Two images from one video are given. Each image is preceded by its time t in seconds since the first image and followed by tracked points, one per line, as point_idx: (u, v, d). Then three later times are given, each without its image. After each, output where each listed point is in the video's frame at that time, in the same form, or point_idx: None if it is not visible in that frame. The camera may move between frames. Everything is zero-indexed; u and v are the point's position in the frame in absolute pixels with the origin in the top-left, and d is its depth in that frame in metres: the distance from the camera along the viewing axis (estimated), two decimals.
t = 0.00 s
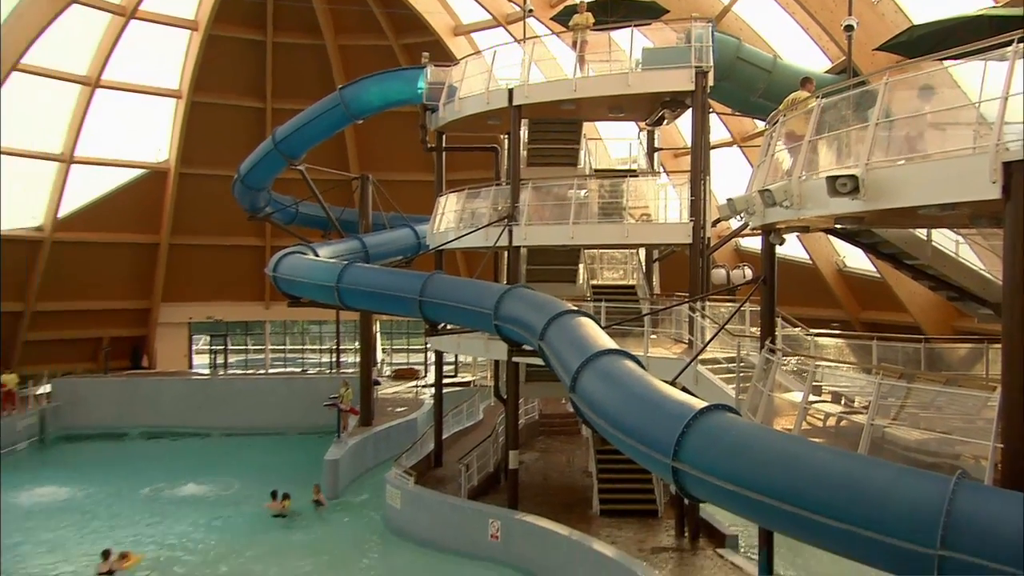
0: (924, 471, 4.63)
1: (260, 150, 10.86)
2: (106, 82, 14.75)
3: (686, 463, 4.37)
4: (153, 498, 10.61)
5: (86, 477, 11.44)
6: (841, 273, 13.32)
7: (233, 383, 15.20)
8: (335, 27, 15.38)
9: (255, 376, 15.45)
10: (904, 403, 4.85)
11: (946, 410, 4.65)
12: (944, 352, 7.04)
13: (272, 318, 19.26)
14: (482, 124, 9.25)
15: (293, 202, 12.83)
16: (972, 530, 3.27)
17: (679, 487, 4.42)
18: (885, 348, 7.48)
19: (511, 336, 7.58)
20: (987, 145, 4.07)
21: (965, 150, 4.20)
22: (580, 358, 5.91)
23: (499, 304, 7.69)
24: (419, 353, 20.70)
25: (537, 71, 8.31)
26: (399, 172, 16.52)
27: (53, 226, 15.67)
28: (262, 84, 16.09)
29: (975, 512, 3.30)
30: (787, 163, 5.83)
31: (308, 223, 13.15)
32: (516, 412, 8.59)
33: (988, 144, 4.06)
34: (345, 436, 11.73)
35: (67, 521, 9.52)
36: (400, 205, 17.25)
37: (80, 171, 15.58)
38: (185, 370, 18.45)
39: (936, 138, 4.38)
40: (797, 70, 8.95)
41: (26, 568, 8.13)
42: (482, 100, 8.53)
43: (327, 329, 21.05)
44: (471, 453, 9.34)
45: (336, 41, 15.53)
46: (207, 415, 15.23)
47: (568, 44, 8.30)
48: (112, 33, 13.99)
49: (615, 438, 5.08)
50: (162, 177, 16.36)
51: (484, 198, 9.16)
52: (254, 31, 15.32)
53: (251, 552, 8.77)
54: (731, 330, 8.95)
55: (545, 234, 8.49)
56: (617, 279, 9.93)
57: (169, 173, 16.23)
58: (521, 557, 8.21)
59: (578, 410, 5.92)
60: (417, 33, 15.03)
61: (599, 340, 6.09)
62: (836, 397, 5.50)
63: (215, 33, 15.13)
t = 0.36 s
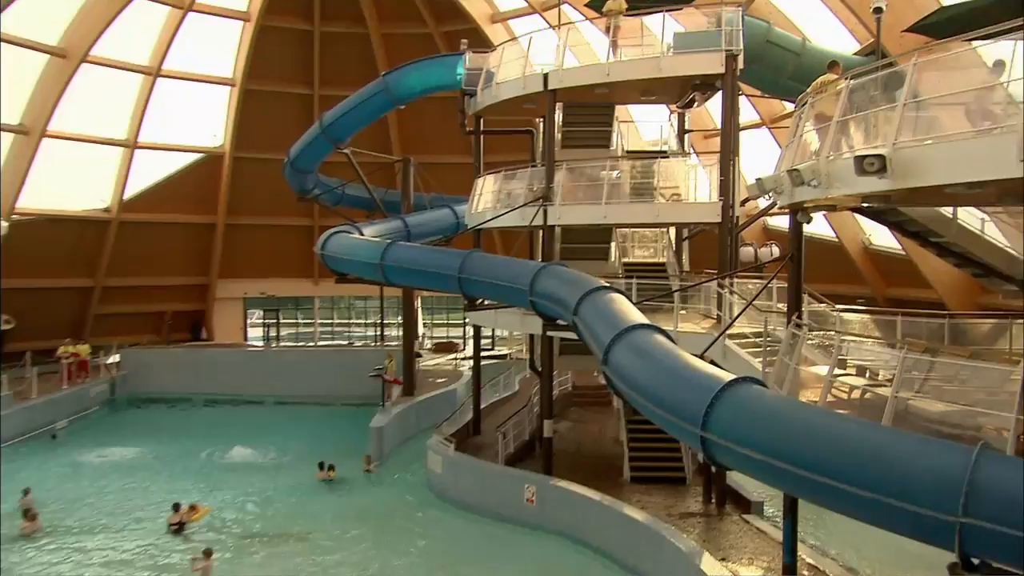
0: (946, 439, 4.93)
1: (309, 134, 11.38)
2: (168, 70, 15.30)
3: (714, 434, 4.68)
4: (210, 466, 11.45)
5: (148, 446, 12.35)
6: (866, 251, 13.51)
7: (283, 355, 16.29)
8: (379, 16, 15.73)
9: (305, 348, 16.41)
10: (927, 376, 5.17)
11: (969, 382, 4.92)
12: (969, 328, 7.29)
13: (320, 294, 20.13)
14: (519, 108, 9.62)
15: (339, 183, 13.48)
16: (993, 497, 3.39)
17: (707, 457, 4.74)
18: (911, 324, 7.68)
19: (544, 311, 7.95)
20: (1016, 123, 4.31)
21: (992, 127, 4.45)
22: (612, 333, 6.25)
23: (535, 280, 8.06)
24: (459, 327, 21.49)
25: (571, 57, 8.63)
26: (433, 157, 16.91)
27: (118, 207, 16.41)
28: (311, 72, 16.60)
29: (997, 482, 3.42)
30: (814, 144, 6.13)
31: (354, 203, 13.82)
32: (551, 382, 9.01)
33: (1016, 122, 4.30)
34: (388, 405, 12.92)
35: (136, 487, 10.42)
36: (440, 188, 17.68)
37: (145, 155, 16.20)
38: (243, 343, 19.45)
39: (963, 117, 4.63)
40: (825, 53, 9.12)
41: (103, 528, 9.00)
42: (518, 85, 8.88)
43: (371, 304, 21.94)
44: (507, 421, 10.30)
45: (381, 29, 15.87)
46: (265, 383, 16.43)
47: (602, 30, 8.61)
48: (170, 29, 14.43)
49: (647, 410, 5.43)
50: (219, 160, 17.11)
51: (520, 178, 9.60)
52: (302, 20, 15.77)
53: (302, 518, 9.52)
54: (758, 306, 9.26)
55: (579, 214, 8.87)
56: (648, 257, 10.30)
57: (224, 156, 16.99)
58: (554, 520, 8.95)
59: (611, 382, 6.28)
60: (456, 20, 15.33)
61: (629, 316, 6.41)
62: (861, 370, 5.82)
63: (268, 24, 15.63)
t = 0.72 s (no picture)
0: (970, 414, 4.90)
1: (354, 119, 11.89)
2: (223, 61, 15.94)
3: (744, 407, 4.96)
4: (262, 435, 12.29)
5: (204, 416, 13.26)
6: (893, 232, 13.66)
7: (325, 328, 17.29)
8: (420, 5, 16.02)
9: (351, 322, 17.35)
10: (952, 351, 5.19)
11: (994, 358, 4.85)
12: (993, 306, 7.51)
13: (365, 272, 20.92)
14: (555, 92, 9.95)
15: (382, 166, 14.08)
16: (1012, 468, 3.60)
17: (736, 429, 5.03)
18: (935, 301, 7.95)
19: (579, 288, 8.31)
20: None
21: (1017, 108, 4.66)
22: (643, 310, 6.56)
23: (569, 259, 8.43)
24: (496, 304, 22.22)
25: (605, 42, 8.93)
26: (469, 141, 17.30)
27: (178, 189, 17.42)
28: (356, 60, 17.00)
29: (1018, 454, 3.62)
30: (843, 126, 6.42)
31: (396, 185, 14.42)
32: (584, 356, 9.44)
33: None
34: (430, 377, 14.01)
35: (196, 454, 11.31)
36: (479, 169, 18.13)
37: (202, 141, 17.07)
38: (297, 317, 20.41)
39: (993, 99, 4.82)
40: (855, 35, 9.26)
41: (169, 492, 9.90)
42: (553, 70, 9.20)
43: (413, 282, 22.62)
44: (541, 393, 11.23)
45: (420, 18, 16.16)
46: (311, 354, 17.38)
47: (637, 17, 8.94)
48: (225, 21, 15.12)
49: (677, 383, 5.73)
50: (270, 146, 17.81)
51: (555, 161, 10.01)
52: (346, 11, 16.04)
53: (347, 484, 10.27)
54: (785, 284, 9.55)
55: (611, 194, 9.23)
56: (679, 236, 10.66)
57: (275, 141, 17.68)
58: (586, 487, 9.66)
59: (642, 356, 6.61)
60: (492, 8, 15.45)
61: (660, 292, 6.70)
62: (887, 345, 5.94)
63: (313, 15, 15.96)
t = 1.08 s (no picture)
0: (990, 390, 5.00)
1: (394, 107, 12.36)
2: (272, 53, 16.48)
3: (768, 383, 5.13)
4: (306, 408, 13.06)
5: (252, 390, 14.06)
6: (916, 214, 13.79)
7: (366, 305, 18.43)
8: None
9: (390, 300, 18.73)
10: (972, 330, 5.28)
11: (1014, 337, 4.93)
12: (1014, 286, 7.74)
13: (405, 254, 21.63)
14: (586, 80, 10.29)
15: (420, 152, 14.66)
16: None
17: (759, 404, 5.21)
18: (958, 281, 8.19)
19: (609, 269, 8.68)
20: None
21: None
22: (670, 289, 6.87)
23: (599, 241, 8.82)
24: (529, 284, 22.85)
25: (635, 30, 9.23)
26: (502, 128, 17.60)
27: (230, 174, 18.23)
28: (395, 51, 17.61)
29: None
30: (867, 111, 6.74)
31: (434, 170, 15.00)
32: (612, 334, 9.87)
33: None
34: (466, 353, 14.86)
35: (247, 423, 12.13)
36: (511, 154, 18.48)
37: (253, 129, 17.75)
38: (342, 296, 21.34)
39: (1016, 81, 4.91)
40: (882, 21, 9.42)
41: (224, 456, 10.70)
42: (585, 58, 9.52)
43: (450, 262, 23.36)
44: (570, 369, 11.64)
45: (456, 9, 16.62)
46: (354, 331, 18.54)
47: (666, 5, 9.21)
48: (273, 16, 15.59)
49: (702, 357, 5.97)
50: (314, 134, 18.55)
51: (585, 146, 10.42)
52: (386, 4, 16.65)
53: (387, 454, 10.95)
54: (809, 265, 9.84)
55: (640, 178, 9.59)
56: (705, 218, 11.00)
57: (320, 129, 18.36)
58: (614, 459, 10.17)
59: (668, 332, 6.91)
60: None
61: (686, 272, 7.01)
62: (908, 324, 6.05)
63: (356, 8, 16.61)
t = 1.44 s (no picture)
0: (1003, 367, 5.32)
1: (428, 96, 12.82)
2: (313, 45, 17.12)
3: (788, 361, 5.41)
4: (344, 384, 13.78)
5: (293, 367, 14.81)
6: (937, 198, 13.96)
7: (403, 286, 19.83)
8: None
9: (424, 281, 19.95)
10: (990, 311, 5.62)
11: None
12: None
13: (440, 236, 22.54)
14: (613, 68, 10.62)
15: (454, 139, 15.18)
16: None
17: (779, 381, 5.50)
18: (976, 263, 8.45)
19: (634, 251, 9.07)
20: None
21: None
22: (694, 270, 7.24)
23: (625, 224, 9.20)
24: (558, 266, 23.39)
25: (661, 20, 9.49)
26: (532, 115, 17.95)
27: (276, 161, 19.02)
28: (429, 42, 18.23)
29: None
30: (891, 98, 7.07)
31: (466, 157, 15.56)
32: (637, 314, 10.28)
33: None
34: (496, 331, 15.49)
35: (288, 397, 12.86)
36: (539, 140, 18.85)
37: (295, 118, 18.42)
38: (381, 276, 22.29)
39: None
40: (906, 8, 9.57)
41: (269, 426, 11.42)
42: (612, 47, 9.84)
43: (481, 245, 24.09)
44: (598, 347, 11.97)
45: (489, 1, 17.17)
46: (390, 310, 19.98)
47: None
48: (314, 6, 16.14)
49: (724, 336, 6.30)
50: (353, 122, 19.32)
51: (612, 133, 10.78)
52: None
53: (421, 427, 11.58)
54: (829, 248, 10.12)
55: (665, 163, 9.94)
56: (727, 202, 11.31)
57: (358, 118, 19.16)
58: (637, 432, 10.67)
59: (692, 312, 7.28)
60: None
61: (710, 254, 7.37)
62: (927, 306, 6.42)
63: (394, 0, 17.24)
